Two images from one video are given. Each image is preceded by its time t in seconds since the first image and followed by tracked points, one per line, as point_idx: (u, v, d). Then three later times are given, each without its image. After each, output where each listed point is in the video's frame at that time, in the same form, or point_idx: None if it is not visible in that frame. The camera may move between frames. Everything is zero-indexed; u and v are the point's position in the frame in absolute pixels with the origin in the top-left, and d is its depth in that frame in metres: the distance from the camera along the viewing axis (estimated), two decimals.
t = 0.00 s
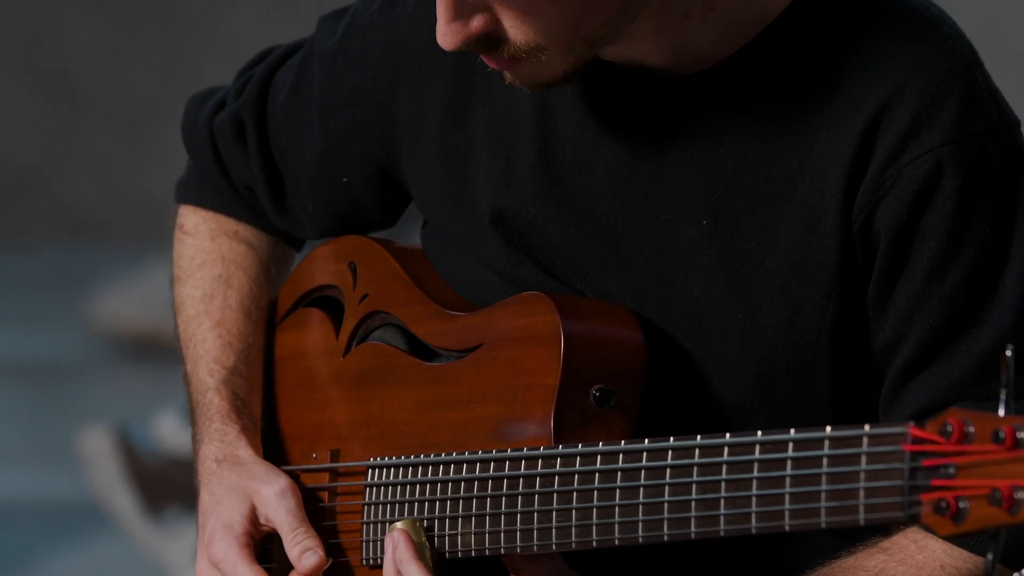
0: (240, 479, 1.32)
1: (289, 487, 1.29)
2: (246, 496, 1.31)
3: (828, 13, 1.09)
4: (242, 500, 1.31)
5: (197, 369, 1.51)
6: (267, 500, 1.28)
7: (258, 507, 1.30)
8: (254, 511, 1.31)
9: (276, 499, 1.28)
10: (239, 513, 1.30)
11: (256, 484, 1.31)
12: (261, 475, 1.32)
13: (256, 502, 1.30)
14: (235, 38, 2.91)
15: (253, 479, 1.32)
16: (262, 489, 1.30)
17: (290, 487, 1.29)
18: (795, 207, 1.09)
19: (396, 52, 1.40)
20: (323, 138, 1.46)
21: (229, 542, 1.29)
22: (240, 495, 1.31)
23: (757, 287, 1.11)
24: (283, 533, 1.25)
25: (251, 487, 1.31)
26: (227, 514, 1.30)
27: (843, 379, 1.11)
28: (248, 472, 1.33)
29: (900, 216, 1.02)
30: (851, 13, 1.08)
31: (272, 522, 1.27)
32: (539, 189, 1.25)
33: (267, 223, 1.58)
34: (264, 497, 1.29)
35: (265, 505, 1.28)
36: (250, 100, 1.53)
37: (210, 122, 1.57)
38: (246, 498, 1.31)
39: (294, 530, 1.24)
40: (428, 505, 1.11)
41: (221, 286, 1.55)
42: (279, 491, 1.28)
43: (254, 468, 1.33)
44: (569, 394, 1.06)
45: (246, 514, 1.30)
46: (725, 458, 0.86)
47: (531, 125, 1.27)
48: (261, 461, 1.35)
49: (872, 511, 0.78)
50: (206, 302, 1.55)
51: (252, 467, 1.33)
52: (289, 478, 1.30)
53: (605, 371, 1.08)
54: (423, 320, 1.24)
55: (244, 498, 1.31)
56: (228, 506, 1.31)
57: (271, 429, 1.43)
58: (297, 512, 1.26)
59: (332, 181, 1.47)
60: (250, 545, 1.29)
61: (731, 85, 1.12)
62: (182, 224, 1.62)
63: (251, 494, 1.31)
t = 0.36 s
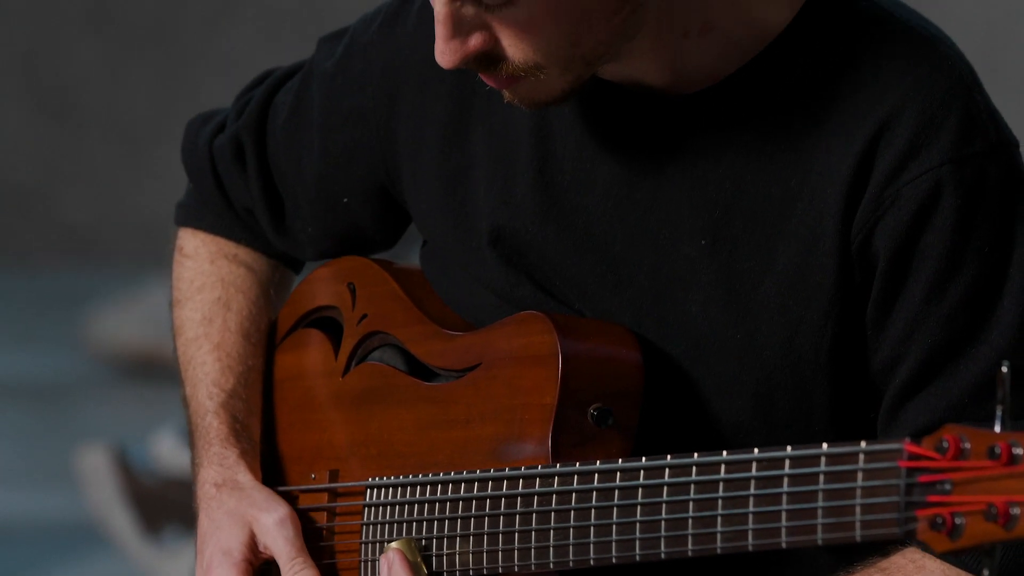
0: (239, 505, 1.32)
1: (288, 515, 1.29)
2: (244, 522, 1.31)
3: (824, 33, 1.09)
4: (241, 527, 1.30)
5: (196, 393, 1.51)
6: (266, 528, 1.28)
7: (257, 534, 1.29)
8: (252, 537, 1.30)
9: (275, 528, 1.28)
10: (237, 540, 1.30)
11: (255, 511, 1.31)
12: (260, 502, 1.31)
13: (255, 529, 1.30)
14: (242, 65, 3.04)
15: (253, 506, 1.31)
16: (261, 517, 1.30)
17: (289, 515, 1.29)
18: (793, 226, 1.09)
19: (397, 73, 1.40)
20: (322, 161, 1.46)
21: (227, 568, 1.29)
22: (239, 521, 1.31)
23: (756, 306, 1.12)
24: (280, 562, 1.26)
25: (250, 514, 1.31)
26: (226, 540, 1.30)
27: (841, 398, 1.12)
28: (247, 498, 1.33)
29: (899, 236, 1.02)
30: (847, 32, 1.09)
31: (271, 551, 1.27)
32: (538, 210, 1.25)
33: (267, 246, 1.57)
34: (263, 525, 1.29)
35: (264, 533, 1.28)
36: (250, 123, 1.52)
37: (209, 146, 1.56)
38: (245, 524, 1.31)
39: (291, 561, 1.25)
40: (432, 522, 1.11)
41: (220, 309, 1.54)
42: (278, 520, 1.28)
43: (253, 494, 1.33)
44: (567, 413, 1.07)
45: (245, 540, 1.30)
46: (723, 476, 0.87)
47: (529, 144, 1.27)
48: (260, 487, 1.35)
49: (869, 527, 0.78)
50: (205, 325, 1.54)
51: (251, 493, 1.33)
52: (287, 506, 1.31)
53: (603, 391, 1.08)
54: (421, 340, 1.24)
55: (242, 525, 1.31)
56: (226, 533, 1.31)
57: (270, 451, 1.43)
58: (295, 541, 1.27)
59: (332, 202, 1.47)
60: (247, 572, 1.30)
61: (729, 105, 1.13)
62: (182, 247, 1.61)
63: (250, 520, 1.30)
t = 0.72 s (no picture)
0: (239, 520, 1.33)
1: (288, 529, 1.30)
2: (244, 537, 1.32)
3: (824, 50, 1.10)
4: (240, 541, 1.31)
5: (196, 408, 1.50)
6: (266, 543, 1.29)
7: (257, 549, 1.30)
8: (252, 553, 1.31)
9: (274, 542, 1.29)
10: (237, 556, 1.31)
11: (255, 525, 1.31)
12: (260, 517, 1.32)
13: (255, 544, 1.31)
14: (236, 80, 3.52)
15: (252, 520, 1.32)
16: (260, 531, 1.31)
17: (289, 530, 1.30)
18: (793, 244, 1.10)
19: (397, 90, 1.40)
20: (321, 176, 1.45)
21: None
22: (239, 537, 1.32)
23: (757, 322, 1.12)
24: None
25: (250, 528, 1.32)
26: (225, 555, 1.31)
27: (841, 416, 1.12)
28: (247, 513, 1.33)
29: (899, 253, 1.02)
30: (847, 48, 1.09)
31: (270, 565, 1.28)
32: (538, 226, 1.25)
33: (266, 261, 1.56)
34: (263, 539, 1.30)
35: (263, 547, 1.30)
36: (250, 140, 1.52)
37: (210, 160, 1.56)
38: (244, 540, 1.31)
39: None
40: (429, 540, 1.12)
41: (220, 324, 1.54)
42: (277, 534, 1.29)
43: (253, 509, 1.34)
44: (567, 430, 1.08)
45: (244, 556, 1.31)
46: (723, 493, 0.87)
47: (529, 161, 1.27)
48: (259, 502, 1.35)
49: (869, 545, 0.78)
50: (205, 340, 1.54)
51: (250, 508, 1.34)
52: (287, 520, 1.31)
53: (603, 407, 1.08)
54: (421, 357, 1.25)
55: (242, 539, 1.31)
56: (226, 548, 1.32)
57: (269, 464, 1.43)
58: (295, 556, 1.28)
59: (332, 219, 1.46)
60: None
61: (729, 122, 1.13)
62: (182, 262, 1.60)
63: (249, 535, 1.31)
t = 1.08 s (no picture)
0: (238, 533, 1.32)
1: (287, 541, 1.30)
2: (243, 549, 1.31)
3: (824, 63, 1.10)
4: (240, 554, 1.30)
5: (195, 423, 1.50)
6: (266, 554, 1.29)
7: (256, 562, 1.30)
8: (251, 565, 1.30)
9: (273, 554, 1.29)
10: (236, 569, 1.29)
11: (254, 537, 1.31)
12: (259, 529, 1.32)
13: (254, 556, 1.30)
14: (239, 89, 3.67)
15: (251, 533, 1.32)
16: (260, 543, 1.30)
17: (288, 541, 1.30)
18: (792, 258, 1.10)
19: (397, 104, 1.40)
20: (320, 190, 1.45)
21: None
22: (238, 549, 1.31)
23: (756, 336, 1.12)
24: None
25: (249, 541, 1.31)
26: (224, 568, 1.30)
27: (840, 430, 1.12)
28: (246, 526, 1.33)
29: (898, 267, 1.03)
30: (848, 61, 1.09)
31: None
32: (538, 239, 1.25)
33: (265, 275, 1.56)
34: (262, 551, 1.30)
35: (263, 559, 1.29)
36: (249, 154, 1.51)
37: (209, 175, 1.56)
38: (244, 551, 1.30)
39: None
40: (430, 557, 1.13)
41: (218, 339, 1.53)
42: (277, 546, 1.29)
43: (251, 521, 1.34)
44: (566, 444, 1.08)
45: (244, 568, 1.29)
46: (723, 507, 0.87)
47: (529, 175, 1.27)
48: (259, 515, 1.35)
49: (869, 558, 0.78)
50: (204, 355, 1.53)
51: (250, 522, 1.33)
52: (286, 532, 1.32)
53: (602, 422, 1.08)
54: (420, 372, 1.25)
55: (241, 552, 1.30)
56: (225, 561, 1.30)
57: (269, 480, 1.43)
58: (294, 568, 1.28)
59: (331, 233, 1.46)
60: None
61: (729, 135, 1.13)
62: (179, 276, 1.60)
63: (249, 548, 1.31)
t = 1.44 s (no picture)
0: (237, 545, 1.32)
1: (286, 552, 1.30)
2: (242, 561, 1.31)
3: (823, 78, 1.10)
4: (240, 567, 1.30)
5: (194, 436, 1.49)
6: (265, 566, 1.29)
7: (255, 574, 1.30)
8: None
9: (273, 565, 1.29)
10: None
11: (253, 549, 1.31)
12: (257, 540, 1.32)
13: (253, 568, 1.30)
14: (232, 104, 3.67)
15: (250, 545, 1.32)
16: (259, 555, 1.31)
17: (287, 552, 1.30)
18: (792, 273, 1.10)
19: (397, 117, 1.40)
20: (320, 204, 1.45)
21: None
22: (238, 562, 1.31)
23: (756, 351, 1.12)
24: None
25: (248, 552, 1.31)
26: None
27: (840, 444, 1.11)
28: (245, 538, 1.33)
29: (898, 281, 1.03)
30: (846, 77, 1.10)
31: None
32: (538, 253, 1.25)
33: (264, 288, 1.56)
34: (261, 563, 1.30)
35: (262, 571, 1.30)
36: (248, 167, 1.52)
37: (207, 189, 1.56)
38: (243, 564, 1.31)
39: None
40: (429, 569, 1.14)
41: (217, 352, 1.53)
42: (276, 557, 1.30)
43: (250, 534, 1.34)
44: (565, 459, 1.08)
45: None
46: (723, 522, 0.87)
47: (528, 189, 1.27)
48: (258, 527, 1.35)
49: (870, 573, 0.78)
50: (203, 368, 1.53)
51: (250, 534, 1.33)
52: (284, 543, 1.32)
53: (601, 436, 1.08)
54: (419, 386, 1.25)
55: (241, 564, 1.31)
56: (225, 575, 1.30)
57: (268, 492, 1.43)
58: None
59: (331, 246, 1.46)
60: None
61: (728, 149, 1.13)
62: (179, 289, 1.59)
63: (248, 559, 1.31)
